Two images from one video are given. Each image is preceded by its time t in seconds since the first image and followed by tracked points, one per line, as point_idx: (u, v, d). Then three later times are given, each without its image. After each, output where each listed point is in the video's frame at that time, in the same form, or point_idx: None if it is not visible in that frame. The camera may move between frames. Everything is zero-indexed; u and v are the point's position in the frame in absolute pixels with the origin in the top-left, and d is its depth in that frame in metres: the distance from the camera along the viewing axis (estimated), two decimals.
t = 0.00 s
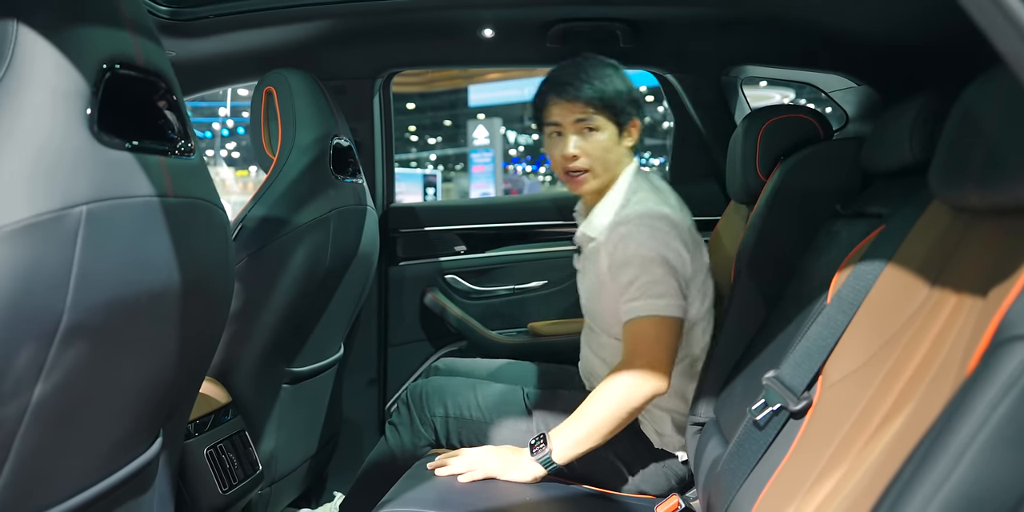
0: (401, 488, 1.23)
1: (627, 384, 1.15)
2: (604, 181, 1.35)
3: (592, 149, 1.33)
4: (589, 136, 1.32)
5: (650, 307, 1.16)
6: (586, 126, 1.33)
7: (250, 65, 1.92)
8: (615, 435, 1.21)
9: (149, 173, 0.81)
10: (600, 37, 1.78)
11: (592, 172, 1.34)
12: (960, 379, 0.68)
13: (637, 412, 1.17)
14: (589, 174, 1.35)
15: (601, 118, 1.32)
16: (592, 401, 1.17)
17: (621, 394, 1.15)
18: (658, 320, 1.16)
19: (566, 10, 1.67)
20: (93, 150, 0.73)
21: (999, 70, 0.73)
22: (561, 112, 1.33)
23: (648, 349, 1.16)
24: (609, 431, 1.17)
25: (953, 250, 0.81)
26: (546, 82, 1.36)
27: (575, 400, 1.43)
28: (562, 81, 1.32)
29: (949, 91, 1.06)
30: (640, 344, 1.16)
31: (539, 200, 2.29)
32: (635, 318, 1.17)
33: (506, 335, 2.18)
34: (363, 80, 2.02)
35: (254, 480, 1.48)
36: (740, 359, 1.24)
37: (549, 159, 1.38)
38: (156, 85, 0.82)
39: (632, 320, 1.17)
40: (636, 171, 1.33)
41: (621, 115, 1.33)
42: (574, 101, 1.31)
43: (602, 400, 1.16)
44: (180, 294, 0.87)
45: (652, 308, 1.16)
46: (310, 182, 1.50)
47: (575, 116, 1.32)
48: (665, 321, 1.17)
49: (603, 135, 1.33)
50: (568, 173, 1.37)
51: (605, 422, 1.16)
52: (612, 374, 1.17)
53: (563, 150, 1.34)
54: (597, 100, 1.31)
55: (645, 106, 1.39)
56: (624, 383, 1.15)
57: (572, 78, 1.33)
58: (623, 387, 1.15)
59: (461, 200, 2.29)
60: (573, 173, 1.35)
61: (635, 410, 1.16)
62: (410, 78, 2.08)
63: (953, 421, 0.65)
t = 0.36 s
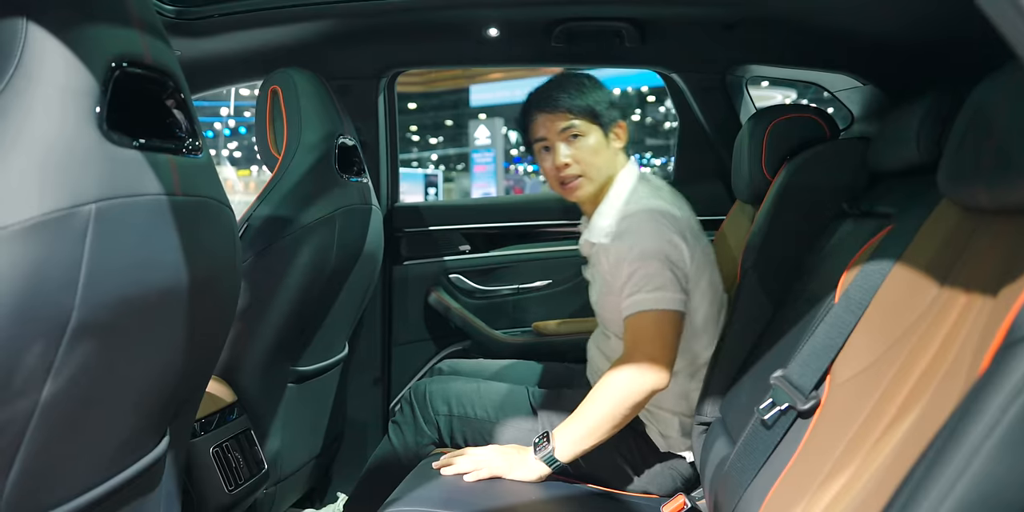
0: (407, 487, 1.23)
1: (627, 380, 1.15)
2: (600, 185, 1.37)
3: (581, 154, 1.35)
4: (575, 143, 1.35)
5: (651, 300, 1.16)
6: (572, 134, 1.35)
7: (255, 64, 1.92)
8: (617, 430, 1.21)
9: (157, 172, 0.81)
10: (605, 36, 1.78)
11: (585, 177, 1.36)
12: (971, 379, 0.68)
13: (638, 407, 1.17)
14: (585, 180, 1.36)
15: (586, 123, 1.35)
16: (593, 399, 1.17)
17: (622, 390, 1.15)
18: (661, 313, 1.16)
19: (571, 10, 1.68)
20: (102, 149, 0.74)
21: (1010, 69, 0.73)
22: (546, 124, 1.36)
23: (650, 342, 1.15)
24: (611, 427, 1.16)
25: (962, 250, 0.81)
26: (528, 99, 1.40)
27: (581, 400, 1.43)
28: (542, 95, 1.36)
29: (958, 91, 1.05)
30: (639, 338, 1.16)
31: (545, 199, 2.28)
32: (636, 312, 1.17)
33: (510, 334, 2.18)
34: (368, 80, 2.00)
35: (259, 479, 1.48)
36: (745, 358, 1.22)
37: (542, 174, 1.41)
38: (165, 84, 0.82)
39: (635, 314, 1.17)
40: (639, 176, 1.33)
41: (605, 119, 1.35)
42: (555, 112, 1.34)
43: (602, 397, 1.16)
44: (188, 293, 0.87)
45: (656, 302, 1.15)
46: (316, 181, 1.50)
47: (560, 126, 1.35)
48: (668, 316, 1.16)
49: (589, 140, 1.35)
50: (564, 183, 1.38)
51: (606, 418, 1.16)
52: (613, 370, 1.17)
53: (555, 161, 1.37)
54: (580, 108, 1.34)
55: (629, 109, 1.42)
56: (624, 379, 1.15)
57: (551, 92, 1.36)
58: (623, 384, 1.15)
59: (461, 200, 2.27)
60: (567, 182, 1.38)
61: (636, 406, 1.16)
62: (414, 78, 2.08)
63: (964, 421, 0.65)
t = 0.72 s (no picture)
0: (411, 492, 1.23)
1: (643, 384, 1.16)
2: (684, 172, 1.40)
3: (676, 136, 1.38)
4: (674, 123, 1.38)
5: (686, 310, 1.18)
6: (673, 113, 1.39)
7: (257, 65, 1.91)
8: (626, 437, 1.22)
9: (161, 172, 0.80)
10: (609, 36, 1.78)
11: (674, 159, 1.39)
12: (990, 385, 0.67)
13: (650, 413, 1.18)
14: (671, 162, 1.40)
15: (688, 105, 1.38)
16: (606, 402, 1.18)
17: (634, 396, 1.17)
18: (693, 328, 1.18)
19: (574, 9, 1.67)
20: (106, 150, 0.73)
21: None
22: (650, 97, 1.40)
23: (680, 357, 1.17)
24: (623, 431, 1.18)
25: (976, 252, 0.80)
26: (637, 72, 1.44)
27: (587, 402, 1.42)
28: (655, 68, 1.40)
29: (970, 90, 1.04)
30: (670, 347, 1.17)
31: (550, 200, 2.28)
32: (672, 318, 1.19)
33: (514, 335, 2.16)
34: (371, 80, 2.00)
35: (262, 482, 1.47)
36: (755, 359, 1.22)
37: (634, 146, 1.44)
38: (168, 83, 0.81)
39: (671, 319, 1.19)
40: (722, 168, 1.37)
41: (709, 109, 1.39)
42: (663, 87, 1.38)
43: (616, 400, 1.17)
44: (192, 295, 0.86)
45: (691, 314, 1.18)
46: (320, 182, 1.50)
47: (664, 103, 1.39)
48: (698, 332, 1.18)
49: (687, 124, 1.39)
50: (651, 160, 1.42)
51: (619, 422, 1.17)
52: (626, 376, 1.19)
53: (649, 135, 1.40)
54: (685, 90, 1.37)
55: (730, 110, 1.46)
56: (638, 385, 1.17)
57: (663, 66, 1.40)
58: (637, 388, 1.17)
59: (462, 201, 2.27)
60: (655, 160, 1.41)
61: (646, 414, 1.18)
62: (415, 78, 2.07)
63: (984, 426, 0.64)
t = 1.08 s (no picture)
0: (409, 497, 1.21)
1: (645, 389, 1.15)
2: (679, 175, 1.39)
3: (671, 139, 1.37)
4: (669, 126, 1.37)
5: (687, 315, 1.18)
6: (667, 116, 1.38)
7: (253, 66, 1.90)
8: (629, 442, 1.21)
9: (158, 173, 0.79)
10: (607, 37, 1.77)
11: (669, 163, 1.38)
12: (1002, 388, 0.67)
13: (653, 418, 1.17)
14: (666, 165, 1.39)
15: (683, 107, 1.37)
16: (608, 407, 1.17)
17: (636, 400, 1.16)
18: (695, 332, 1.17)
19: (573, 10, 1.67)
20: (102, 151, 0.72)
21: None
22: (643, 100, 1.39)
23: (682, 361, 1.16)
24: (625, 437, 1.16)
25: (982, 253, 0.80)
26: (630, 74, 1.42)
27: (587, 405, 1.40)
28: (648, 71, 1.38)
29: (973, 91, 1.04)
30: (671, 352, 1.17)
31: (546, 202, 2.26)
32: (673, 323, 1.18)
33: (512, 338, 2.15)
34: (369, 80, 1.99)
35: (259, 487, 1.46)
36: (756, 360, 1.22)
37: (629, 148, 1.43)
38: (165, 83, 0.79)
39: (671, 324, 1.19)
40: (719, 169, 1.37)
41: (704, 112, 1.38)
42: (657, 90, 1.37)
43: (618, 405, 1.16)
44: (189, 297, 0.85)
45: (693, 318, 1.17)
46: (318, 183, 1.48)
47: (658, 106, 1.38)
48: (699, 336, 1.17)
49: (682, 127, 1.37)
50: (645, 163, 1.41)
51: (621, 427, 1.16)
52: (628, 381, 1.18)
53: (643, 139, 1.39)
54: (681, 92, 1.36)
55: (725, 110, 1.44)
56: (640, 389, 1.16)
57: (658, 69, 1.38)
58: (640, 392, 1.16)
59: (458, 203, 2.26)
60: (650, 163, 1.40)
61: (649, 419, 1.17)
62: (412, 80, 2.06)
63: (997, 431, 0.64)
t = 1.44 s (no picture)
0: (400, 500, 1.20)
1: (642, 389, 1.15)
2: (700, 179, 1.39)
3: (694, 143, 1.37)
4: (692, 130, 1.37)
5: (689, 315, 1.17)
6: (691, 120, 1.37)
7: (241, 66, 1.88)
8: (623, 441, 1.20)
9: (145, 171, 0.78)
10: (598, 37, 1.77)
11: (690, 167, 1.38)
12: (1001, 387, 0.67)
13: (649, 418, 1.17)
14: (687, 169, 1.38)
15: (707, 111, 1.36)
16: (603, 406, 1.17)
17: (632, 400, 1.15)
18: (697, 334, 1.16)
19: (564, 10, 1.66)
20: (89, 148, 0.70)
21: None
22: (668, 101, 1.38)
23: (681, 364, 1.15)
24: (621, 436, 1.16)
25: (977, 252, 0.80)
26: (656, 74, 1.41)
27: (579, 406, 1.40)
28: (673, 72, 1.37)
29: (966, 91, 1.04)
30: (671, 353, 1.16)
31: (537, 202, 2.25)
32: (675, 323, 1.18)
33: (503, 339, 2.13)
34: (359, 80, 1.99)
35: (247, 491, 1.44)
36: (751, 358, 1.22)
37: (649, 149, 1.42)
38: (153, 80, 0.78)
39: (672, 324, 1.18)
40: (739, 176, 1.36)
41: (728, 116, 1.37)
42: (683, 92, 1.36)
43: (613, 405, 1.16)
44: (177, 298, 0.84)
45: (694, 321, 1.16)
46: (307, 184, 1.47)
47: (682, 108, 1.37)
48: (699, 340, 1.16)
49: (706, 131, 1.37)
50: (666, 165, 1.40)
51: (617, 426, 1.15)
52: (625, 381, 1.17)
53: (665, 141, 1.38)
54: (706, 96, 1.36)
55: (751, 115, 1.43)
56: (635, 390, 1.15)
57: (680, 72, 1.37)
58: (635, 393, 1.15)
59: (447, 204, 2.24)
60: (671, 166, 1.39)
61: (644, 419, 1.16)
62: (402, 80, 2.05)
63: (999, 431, 0.64)
